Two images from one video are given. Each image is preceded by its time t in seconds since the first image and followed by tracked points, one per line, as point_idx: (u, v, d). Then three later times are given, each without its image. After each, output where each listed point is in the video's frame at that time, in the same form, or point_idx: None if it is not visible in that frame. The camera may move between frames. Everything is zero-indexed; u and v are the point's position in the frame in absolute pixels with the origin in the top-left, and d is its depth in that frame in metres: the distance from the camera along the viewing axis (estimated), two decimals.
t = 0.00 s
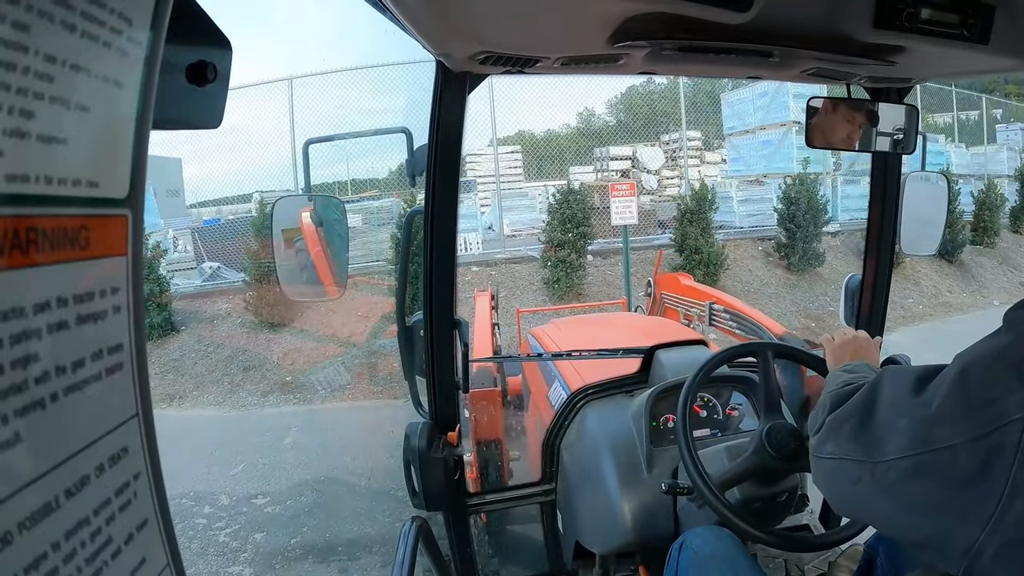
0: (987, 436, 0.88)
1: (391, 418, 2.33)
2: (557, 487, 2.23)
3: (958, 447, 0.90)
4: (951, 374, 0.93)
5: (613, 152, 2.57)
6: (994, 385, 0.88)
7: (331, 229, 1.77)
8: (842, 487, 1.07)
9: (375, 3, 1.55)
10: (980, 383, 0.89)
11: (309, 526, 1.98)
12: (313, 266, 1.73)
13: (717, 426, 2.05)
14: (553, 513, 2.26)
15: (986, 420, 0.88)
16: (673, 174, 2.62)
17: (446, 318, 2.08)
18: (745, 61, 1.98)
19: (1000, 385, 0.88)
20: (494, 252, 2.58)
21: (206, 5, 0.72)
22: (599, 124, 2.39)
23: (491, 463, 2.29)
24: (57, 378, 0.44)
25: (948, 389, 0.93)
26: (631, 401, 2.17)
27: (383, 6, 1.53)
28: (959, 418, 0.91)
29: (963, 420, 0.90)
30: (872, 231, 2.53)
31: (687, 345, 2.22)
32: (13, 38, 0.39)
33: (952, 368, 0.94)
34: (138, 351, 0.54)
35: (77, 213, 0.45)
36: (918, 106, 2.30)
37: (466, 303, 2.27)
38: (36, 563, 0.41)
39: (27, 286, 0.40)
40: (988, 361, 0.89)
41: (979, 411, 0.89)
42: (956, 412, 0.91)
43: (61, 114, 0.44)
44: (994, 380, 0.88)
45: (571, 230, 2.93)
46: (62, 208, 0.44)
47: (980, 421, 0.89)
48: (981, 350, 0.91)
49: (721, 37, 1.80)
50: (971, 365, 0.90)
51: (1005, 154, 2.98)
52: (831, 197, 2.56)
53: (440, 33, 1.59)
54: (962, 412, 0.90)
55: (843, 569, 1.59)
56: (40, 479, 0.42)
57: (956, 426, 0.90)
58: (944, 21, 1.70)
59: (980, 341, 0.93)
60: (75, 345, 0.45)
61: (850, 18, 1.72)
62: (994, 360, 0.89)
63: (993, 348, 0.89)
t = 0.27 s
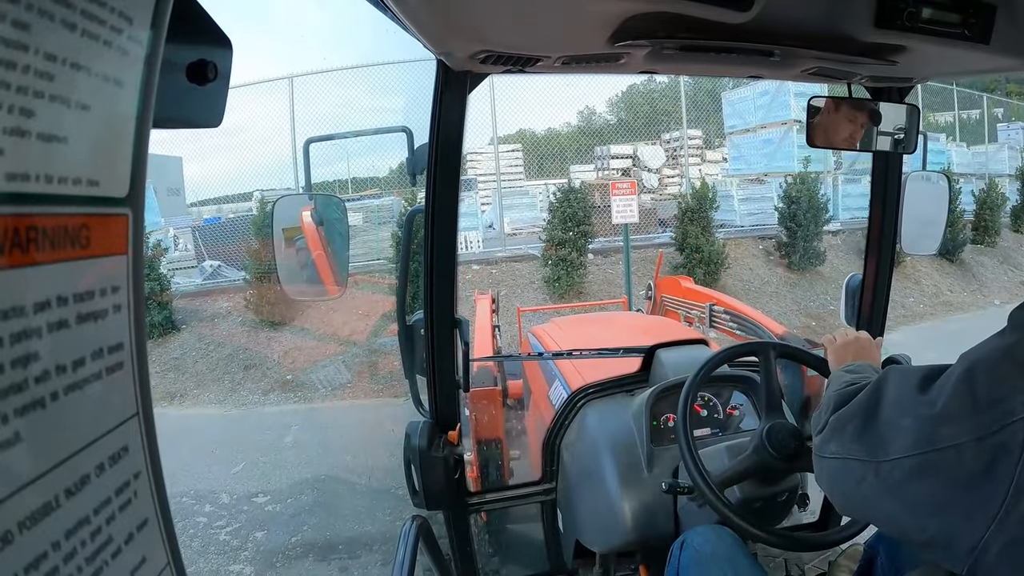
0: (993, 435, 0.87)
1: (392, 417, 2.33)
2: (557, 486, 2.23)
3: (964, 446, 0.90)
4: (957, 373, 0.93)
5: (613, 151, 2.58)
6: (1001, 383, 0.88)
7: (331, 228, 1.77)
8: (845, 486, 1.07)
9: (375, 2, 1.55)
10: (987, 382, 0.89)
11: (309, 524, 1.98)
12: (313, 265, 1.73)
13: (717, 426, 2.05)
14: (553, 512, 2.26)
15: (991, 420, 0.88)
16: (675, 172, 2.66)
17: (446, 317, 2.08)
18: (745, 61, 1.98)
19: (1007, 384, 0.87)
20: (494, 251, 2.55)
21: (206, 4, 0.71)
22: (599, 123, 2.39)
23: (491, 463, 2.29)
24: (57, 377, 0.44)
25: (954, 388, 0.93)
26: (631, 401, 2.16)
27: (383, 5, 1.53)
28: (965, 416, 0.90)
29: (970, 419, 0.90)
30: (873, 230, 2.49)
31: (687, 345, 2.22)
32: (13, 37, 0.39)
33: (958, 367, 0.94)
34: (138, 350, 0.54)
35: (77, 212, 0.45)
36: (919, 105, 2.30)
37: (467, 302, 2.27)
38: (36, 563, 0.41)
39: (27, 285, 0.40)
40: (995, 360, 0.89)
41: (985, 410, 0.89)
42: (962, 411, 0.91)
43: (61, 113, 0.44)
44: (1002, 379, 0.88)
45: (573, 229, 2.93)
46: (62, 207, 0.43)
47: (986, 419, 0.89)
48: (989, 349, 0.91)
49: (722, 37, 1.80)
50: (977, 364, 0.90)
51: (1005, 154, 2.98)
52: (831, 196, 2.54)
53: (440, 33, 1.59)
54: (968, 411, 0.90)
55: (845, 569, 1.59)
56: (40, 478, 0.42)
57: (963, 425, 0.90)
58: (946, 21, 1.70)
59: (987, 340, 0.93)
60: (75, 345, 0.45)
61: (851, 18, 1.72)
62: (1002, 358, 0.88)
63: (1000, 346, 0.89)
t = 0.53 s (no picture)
0: (985, 441, 0.87)
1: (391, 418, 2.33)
2: (557, 487, 2.23)
3: (957, 452, 0.90)
4: (951, 378, 0.93)
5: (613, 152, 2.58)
6: (992, 389, 0.88)
7: (331, 228, 1.77)
8: (843, 492, 1.08)
9: (375, 3, 1.56)
10: (978, 387, 0.89)
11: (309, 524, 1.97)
12: (313, 265, 1.73)
13: (717, 426, 2.05)
14: (553, 513, 2.26)
15: (982, 425, 0.88)
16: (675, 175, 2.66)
17: (446, 318, 2.08)
18: (745, 62, 1.98)
19: (999, 390, 0.87)
20: (493, 252, 2.57)
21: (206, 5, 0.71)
22: (598, 124, 2.38)
23: (491, 463, 2.29)
24: (57, 378, 0.44)
25: (948, 394, 0.93)
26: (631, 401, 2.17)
27: (383, 6, 1.53)
28: (958, 422, 0.90)
29: (963, 424, 0.89)
30: (873, 230, 2.49)
31: (686, 346, 2.22)
32: (13, 38, 0.39)
33: (951, 373, 0.94)
34: (138, 351, 0.54)
35: (77, 213, 0.45)
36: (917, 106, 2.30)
37: (466, 303, 2.27)
38: (35, 564, 0.41)
39: (28, 286, 0.41)
40: (986, 366, 0.89)
41: (977, 416, 0.88)
42: (955, 417, 0.91)
43: (61, 114, 0.44)
44: (993, 385, 0.87)
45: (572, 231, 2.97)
46: (62, 208, 0.44)
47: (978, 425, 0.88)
48: (981, 355, 0.90)
49: (721, 38, 1.80)
50: (970, 370, 0.90)
51: (1004, 154, 2.98)
52: (831, 197, 2.54)
53: (440, 33, 1.59)
54: (961, 417, 0.90)
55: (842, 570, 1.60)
56: (39, 480, 0.42)
57: (956, 431, 0.90)
58: (945, 21, 1.70)
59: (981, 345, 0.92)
60: (76, 345, 0.45)
61: (850, 19, 1.73)
62: (993, 364, 0.88)
63: (992, 352, 0.89)
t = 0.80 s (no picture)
0: (984, 445, 0.87)
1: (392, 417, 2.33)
2: (557, 487, 2.23)
3: (956, 457, 0.90)
4: (950, 381, 0.93)
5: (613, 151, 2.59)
6: (991, 393, 0.88)
7: (331, 228, 1.76)
8: (841, 495, 1.07)
9: (375, 3, 1.56)
10: (977, 391, 0.89)
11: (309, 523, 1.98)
12: (313, 265, 1.71)
13: (717, 426, 2.04)
14: (553, 512, 2.26)
15: (981, 430, 0.88)
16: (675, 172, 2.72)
17: (446, 318, 2.07)
18: (745, 61, 1.98)
19: (998, 394, 0.87)
20: (494, 251, 2.57)
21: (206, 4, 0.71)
22: (599, 123, 2.37)
23: (491, 463, 2.29)
24: (56, 378, 0.43)
25: (947, 398, 0.92)
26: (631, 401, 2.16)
27: (383, 6, 1.53)
28: (957, 427, 0.90)
29: (961, 429, 0.90)
30: (873, 228, 2.46)
31: (687, 345, 2.22)
32: (13, 37, 0.39)
33: (950, 377, 0.93)
34: (138, 350, 0.54)
35: (77, 212, 0.45)
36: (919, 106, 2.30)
37: (467, 302, 2.27)
38: (36, 563, 0.41)
39: (28, 285, 0.40)
40: (985, 369, 0.89)
41: (976, 420, 0.88)
42: (954, 421, 0.91)
43: (61, 113, 0.44)
44: (992, 389, 0.87)
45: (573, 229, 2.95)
46: (62, 207, 0.43)
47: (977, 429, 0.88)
48: (980, 359, 0.90)
49: (722, 37, 1.80)
50: (969, 373, 0.90)
51: (1005, 154, 2.98)
52: (831, 196, 2.53)
53: (440, 33, 1.59)
54: (960, 421, 0.90)
55: (842, 568, 1.69)
56: (40, 479, 0.42)
57: (955, 436, 0.90)
58: (945, 21, 1.70)
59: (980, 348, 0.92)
60: (76, 344, 0.45)
61: (850, 18, 1.72)
62: (992, 368, 0.88)
63: (992, 356, 0.89)
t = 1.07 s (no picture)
0: (987, 450, 0.87)
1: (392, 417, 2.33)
2: (557, 486, 2.23)
3: (959, 461, 0.90)
4: (952, 384, 0.92)
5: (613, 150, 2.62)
6: (993, 397, 0.87)
7: (331, 228, 1.76)
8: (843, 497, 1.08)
9: (375, 2, 1.56)
10: (979, 395, 0.88)
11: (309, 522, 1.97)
12: (313, 265, 1.72)
13: (717, 426, 2.04)
14: (553, 512, 2.26)
15: (984, 434, 0.88)
16: (676, 172, 2.76)
17: (446, 318, 2.08)
18: (745, 61, 1.98)
19: (1000, 398, 0.87)
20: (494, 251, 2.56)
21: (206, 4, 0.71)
22: (600, 122, 2.39)
23: (491, 463, 2.28)
24: (56, 377, 0.43)
25: (948, 402, 0.92)
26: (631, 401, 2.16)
27: (383, 5, 1.53)
28: (959, 431, 0.90)
29: (964, 433, 0.89)
30: (873, 229, 2.45)
31: (687, 345, 2.22)
32: (13, 36, 0.39)
33: (951, 380, 0.93)
34: (138, 350, 0.54)
35: (77, 212, 0.45)
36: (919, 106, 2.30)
37: (466, 302, 2.27)
38: (36, 563, 0.41)
39: (28, 285, 0.41)
40: (985, 373, 0.88)
41: (978, 424, 0.88)
42: (955, 425, 0.90)
43: (61, 112, 0.44)
44: (995, 393, 0.87)
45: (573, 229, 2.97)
46: (62, 206, 0.43)
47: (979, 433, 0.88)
48: (981, 362, 0.89)
49: (722, 37, 1.80)
50: (971, 377, 0.89)
51: (1005, 154, 2.98)
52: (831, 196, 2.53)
53: (440, 33, 1.59)
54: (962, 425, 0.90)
55: (841, 568, 1.71)
56: (39, 479, 0.42)
57: (957, 440, 0.90)
58: (946, 21, 1.70)
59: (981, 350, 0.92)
60: (76, 344, 0.45)
61: (851, 18, 1.72)
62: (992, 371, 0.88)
63: (991, 359, 0.88)
